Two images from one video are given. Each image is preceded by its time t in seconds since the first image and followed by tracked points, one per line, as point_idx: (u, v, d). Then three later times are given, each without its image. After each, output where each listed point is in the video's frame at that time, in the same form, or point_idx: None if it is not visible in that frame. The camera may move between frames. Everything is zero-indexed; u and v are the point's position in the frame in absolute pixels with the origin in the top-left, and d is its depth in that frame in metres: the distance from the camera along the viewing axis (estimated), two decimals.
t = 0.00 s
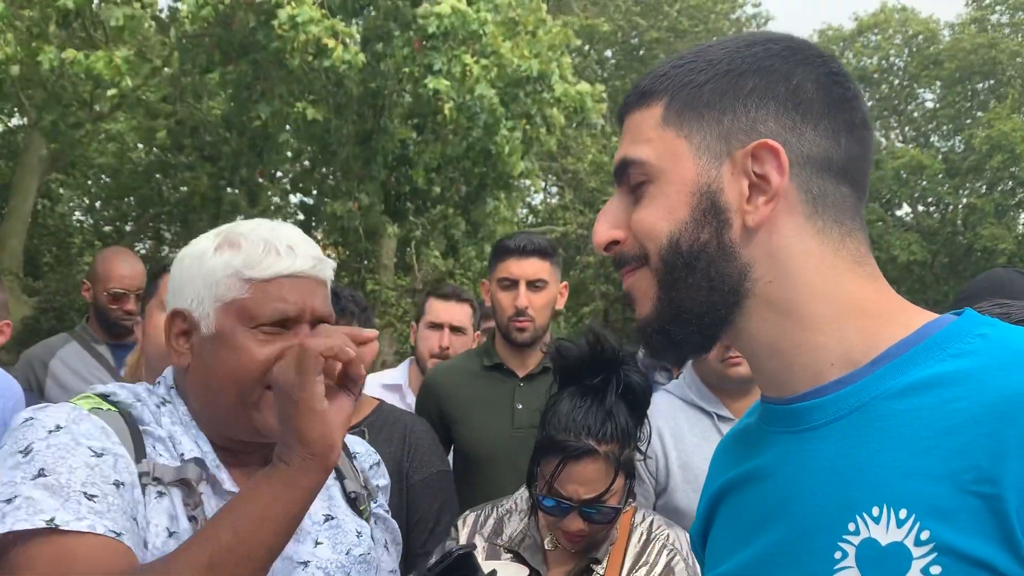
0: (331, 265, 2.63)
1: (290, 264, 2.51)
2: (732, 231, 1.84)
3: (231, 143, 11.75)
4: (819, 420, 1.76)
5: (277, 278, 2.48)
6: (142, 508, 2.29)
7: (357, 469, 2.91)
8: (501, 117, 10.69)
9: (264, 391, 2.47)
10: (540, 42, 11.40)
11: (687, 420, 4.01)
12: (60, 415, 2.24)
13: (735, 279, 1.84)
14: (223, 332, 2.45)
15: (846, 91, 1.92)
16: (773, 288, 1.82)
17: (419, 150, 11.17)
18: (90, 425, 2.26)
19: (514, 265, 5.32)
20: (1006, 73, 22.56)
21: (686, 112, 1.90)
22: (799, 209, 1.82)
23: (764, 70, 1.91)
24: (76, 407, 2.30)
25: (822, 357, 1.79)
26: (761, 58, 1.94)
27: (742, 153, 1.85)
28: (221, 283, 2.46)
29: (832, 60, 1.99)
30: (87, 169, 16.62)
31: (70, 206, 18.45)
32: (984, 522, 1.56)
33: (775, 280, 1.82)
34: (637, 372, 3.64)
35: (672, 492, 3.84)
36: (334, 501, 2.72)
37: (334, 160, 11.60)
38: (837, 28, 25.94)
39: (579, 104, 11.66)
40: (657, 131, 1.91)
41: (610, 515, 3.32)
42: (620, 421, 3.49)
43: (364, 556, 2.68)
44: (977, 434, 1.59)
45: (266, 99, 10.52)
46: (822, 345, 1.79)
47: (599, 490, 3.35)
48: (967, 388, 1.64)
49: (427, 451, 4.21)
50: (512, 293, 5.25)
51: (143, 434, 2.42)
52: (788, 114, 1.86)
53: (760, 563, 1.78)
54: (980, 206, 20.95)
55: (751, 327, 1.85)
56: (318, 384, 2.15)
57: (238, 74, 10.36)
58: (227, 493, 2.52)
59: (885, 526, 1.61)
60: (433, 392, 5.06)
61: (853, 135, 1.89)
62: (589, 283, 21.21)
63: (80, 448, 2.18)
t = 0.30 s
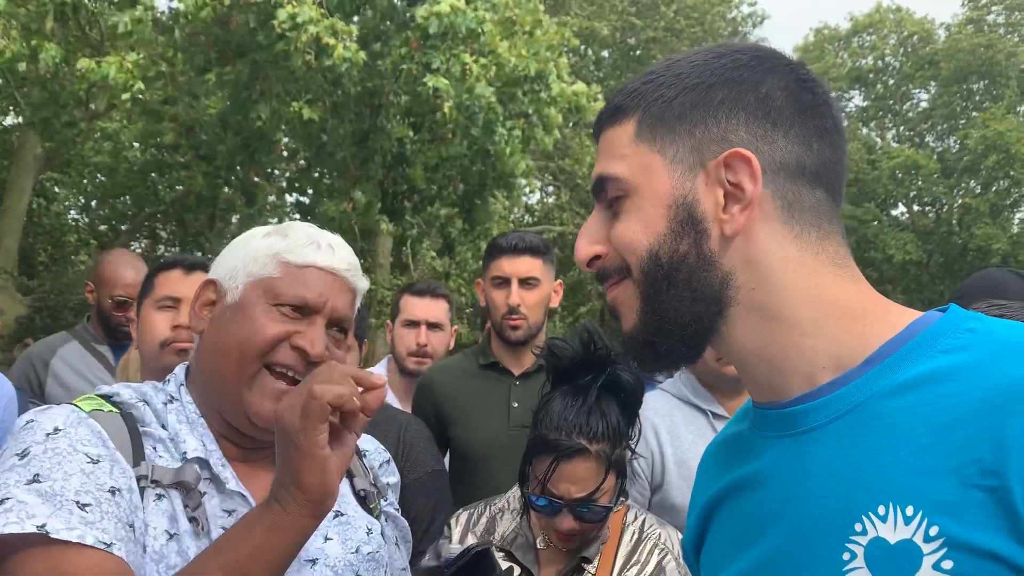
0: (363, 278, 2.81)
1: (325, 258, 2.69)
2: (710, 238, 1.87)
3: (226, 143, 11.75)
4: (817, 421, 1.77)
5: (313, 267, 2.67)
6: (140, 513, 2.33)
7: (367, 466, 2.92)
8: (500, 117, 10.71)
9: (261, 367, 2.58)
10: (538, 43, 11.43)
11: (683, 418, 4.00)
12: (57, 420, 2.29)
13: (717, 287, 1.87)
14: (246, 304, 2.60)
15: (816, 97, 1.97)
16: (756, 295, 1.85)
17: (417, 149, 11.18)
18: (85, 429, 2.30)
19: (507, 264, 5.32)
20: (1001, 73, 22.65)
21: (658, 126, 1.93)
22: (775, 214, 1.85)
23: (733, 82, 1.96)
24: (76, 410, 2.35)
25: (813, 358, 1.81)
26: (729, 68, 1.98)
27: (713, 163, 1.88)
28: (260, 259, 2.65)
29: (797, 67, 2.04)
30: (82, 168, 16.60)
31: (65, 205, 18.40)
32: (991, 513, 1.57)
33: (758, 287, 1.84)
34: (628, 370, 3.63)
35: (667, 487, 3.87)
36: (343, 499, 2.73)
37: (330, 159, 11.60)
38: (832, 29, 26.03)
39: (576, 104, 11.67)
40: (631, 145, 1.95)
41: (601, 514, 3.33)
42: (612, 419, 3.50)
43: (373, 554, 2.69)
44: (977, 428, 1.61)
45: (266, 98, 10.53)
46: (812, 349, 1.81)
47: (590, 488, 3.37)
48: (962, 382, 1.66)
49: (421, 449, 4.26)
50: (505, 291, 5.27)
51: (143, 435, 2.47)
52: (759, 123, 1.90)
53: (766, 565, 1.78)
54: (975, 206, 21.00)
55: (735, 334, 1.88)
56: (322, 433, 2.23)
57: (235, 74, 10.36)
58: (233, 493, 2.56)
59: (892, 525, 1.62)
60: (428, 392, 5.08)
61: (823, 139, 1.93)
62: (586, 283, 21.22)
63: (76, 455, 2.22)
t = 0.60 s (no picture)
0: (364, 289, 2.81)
1: (325, 267, 2.68)
2: (701, 253, 1.90)
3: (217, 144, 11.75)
4: (836, 433, 1.79)
5: (312, 276, 2.66)
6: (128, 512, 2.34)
7: (369, 473, 2.93)
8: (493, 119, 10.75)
9: (254, 374, 2.60)
10: (531, 46, 11.49)
11: (671, 417, 4.07)
12: (50, 419, 2.31)
13: (716, 301, 1.89)
14: (241, 311, 2.61)
15: (796, 99, 1.99)
16: (756, 306, 1.86)
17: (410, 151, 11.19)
18: (75, 426, 2.32)
19: (502, 266, 5.34)
20: (990, 77, 22.82)
21: (637, 148, 1.97)
22: (766, 224, 1.86)
23: (708, 94, 1.99)
24: (70, 410, 2.37)
25: (826, 368, 1.83)
26: (703, 80, 2.02)
27: (699, 175, 1.91)
28: (259, 266, 2.65)
29: (774, 70, 2.07)
30: (71, 168, 16.53)
31: (54, 204, 18.32)
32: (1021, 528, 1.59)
33: (758, 299, 1.86)
34: (613, 374, 3.65)
35: (654, 485, 3.90)
36: (340, 506, 2.75)
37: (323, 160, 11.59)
38: (823, 32, 26.18)
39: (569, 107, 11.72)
40: (614, 170, 2.00)
41: (587, 515, 3.37)
42: (597, 422, 3.53)
43: (368, 561, 2.70)
44: (1005, 439, 1.62)
45: (259, 98, 10.55)
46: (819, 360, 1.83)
47: (575, 490, 3.39)
48: (984, 390, 1.68)
49: (411, 450, 4.27)
50: (499, 293, 5.29)
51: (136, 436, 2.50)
52: (738, 132, 1.93)
53: None
54: (964, 209, 21.14)
55: (738, 346, 1.90)
56: (307, 446, 2.21)
57: (229, 74, 10.35)
58: (227, 497, 2.57)
59: (920, 541, 1.63)
60: (421, 394, 5.10)
61: (808, 140, 1.95)
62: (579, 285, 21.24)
63: (65, 454, 2.23)
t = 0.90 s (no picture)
0: (362, 294, 2.79)
1: (321, 272, 2.67)
2: (760, 229, 1.83)
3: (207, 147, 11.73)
4: (881, 439, 1.73)
5: (307, 280, 2.65)
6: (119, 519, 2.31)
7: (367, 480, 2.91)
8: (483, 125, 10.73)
9: (247, 380, 2.58)
10: (520, 51, 11.50)
11: (660, 422, 4.08)
12: (43, 424, 2.29)
13: (771, 284, 1.83)
14: (236, 315, 2.60)
15: (872, 66, 1.91)
16: (812, 291, 1.79)
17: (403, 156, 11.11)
18: (68, 431, 2.29)
19: (494, 272, 5.34)
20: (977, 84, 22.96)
21: (695, 109, 1.91)
22: (834, 202, 1.79)
23: (776, 53, 1.91)
24: (64, 414, 2.35)
25: (878, 367, 1.76)
26: (771, 39, 1.94)
27: (763, 141, 1.83)
28: (254, 269, 2.64)
29: (846, 32, 1.98)
30: (60, 170, 16.44)
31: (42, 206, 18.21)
32: None
33: (815, 283, 1.79)
34: (603, 378, 3.65)
35: (643, 490, 3.90)
36: (336, 514, 2.74)
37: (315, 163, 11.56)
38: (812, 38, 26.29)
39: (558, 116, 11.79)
40: (666, 132, 1.93)
41: (575, 520, 3.35)
42: (586, 426, 3.52)
43: (362, 570, 2.68)
44: None
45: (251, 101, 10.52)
46: (877, 354, 1.75)
47: (563, 495, 3.38)
48: None
49: (401, 455, 4.25)
50: (492, 300, 5.28)
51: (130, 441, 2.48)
52: (809, 98, 1.85)
53: None
54: (952, 215, 21.24)
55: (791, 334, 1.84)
56: (295, 460, 2.16)
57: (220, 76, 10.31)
58: (221, 505, 2.55)
59: (958, 566, 1.54)
60: (412, 399, 5.10)
61: (883, 112, 1.87)
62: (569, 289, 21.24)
63: (57, 459, 2.21)
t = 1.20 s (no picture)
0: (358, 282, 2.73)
1: (311, 264, 2.61)
2: (780, 253, 1.63)
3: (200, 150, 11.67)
4: (942, 468, 1.56)
5: (298, 274, 2.59)
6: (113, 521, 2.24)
7: (368, 490, 2.85)
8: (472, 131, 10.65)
9: (253, 383, 2.51)
10: (511, 56, 11.44)
11: (653, 427, 4.04)
12: (45, 425, 2.24)
13: (801, 314, 1.62)
14: (233, 319, 2.54)
15: (890, 31, 1.64)
16: (848, 313, 1.59)
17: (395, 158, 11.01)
18: (68, 433, 2.24)
19: (487, 277, 5.27)
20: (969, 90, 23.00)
21: (685, 124, 1.70)
22: (861, 212, 1.57)
23: (775, 38, 1.67)
24: (66, 416, 2.30)
25: (923, 390, 1.56)
26: (763, 23, 1.69)
27: (770, 154, 1.61)
28: (246, 275, 2.58)
29: None
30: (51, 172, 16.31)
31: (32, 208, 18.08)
32: None
33: (851, 303, 1.58)
34: (597, 383, 3.61)
35: (637, 495, 3.85)
36: (335, 523, 2.67)
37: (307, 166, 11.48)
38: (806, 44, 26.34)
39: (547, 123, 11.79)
40: (661, 149, 1.73)
41: (568, 525, 3.29)
42: (580, 432, 3.46)
43: None
44: None
45: (245, 103, 10.47)
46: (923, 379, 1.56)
47: (556, 498, 3.31)
48: None
49: (393, 462, 4.17)
50: (486, 304, 5.21)
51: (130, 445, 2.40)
52: (815, 93, 1.62)
53: None
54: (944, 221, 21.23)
55: (833, 361, 1.64)
56: (292, 482, 2.10)
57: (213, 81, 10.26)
58: (219, 510, 2.46)
59: None
60: (404, 405, 5.01)
61: (910, 86, 1.61)
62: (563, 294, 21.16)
63: (55, 460, 2.16)
